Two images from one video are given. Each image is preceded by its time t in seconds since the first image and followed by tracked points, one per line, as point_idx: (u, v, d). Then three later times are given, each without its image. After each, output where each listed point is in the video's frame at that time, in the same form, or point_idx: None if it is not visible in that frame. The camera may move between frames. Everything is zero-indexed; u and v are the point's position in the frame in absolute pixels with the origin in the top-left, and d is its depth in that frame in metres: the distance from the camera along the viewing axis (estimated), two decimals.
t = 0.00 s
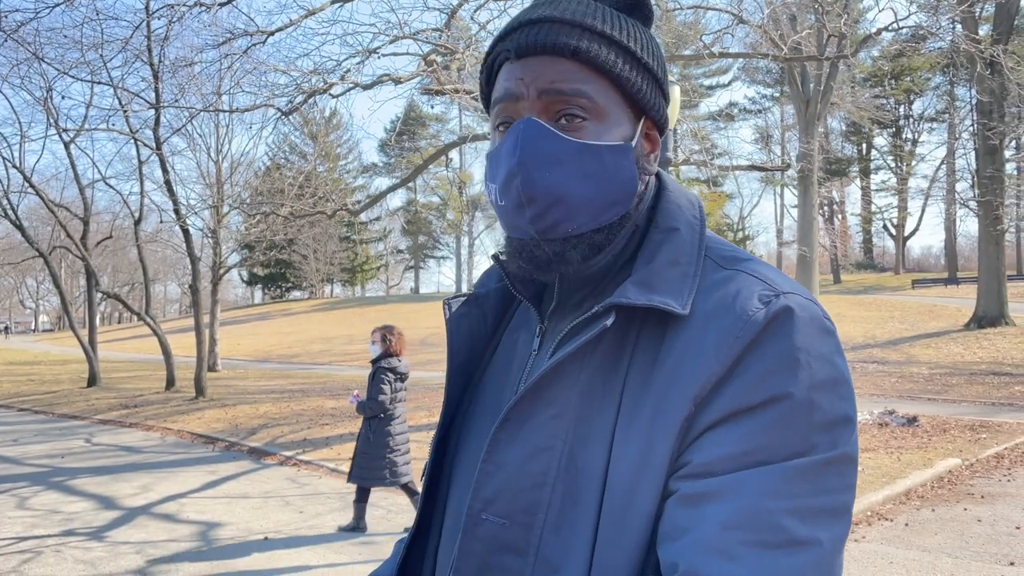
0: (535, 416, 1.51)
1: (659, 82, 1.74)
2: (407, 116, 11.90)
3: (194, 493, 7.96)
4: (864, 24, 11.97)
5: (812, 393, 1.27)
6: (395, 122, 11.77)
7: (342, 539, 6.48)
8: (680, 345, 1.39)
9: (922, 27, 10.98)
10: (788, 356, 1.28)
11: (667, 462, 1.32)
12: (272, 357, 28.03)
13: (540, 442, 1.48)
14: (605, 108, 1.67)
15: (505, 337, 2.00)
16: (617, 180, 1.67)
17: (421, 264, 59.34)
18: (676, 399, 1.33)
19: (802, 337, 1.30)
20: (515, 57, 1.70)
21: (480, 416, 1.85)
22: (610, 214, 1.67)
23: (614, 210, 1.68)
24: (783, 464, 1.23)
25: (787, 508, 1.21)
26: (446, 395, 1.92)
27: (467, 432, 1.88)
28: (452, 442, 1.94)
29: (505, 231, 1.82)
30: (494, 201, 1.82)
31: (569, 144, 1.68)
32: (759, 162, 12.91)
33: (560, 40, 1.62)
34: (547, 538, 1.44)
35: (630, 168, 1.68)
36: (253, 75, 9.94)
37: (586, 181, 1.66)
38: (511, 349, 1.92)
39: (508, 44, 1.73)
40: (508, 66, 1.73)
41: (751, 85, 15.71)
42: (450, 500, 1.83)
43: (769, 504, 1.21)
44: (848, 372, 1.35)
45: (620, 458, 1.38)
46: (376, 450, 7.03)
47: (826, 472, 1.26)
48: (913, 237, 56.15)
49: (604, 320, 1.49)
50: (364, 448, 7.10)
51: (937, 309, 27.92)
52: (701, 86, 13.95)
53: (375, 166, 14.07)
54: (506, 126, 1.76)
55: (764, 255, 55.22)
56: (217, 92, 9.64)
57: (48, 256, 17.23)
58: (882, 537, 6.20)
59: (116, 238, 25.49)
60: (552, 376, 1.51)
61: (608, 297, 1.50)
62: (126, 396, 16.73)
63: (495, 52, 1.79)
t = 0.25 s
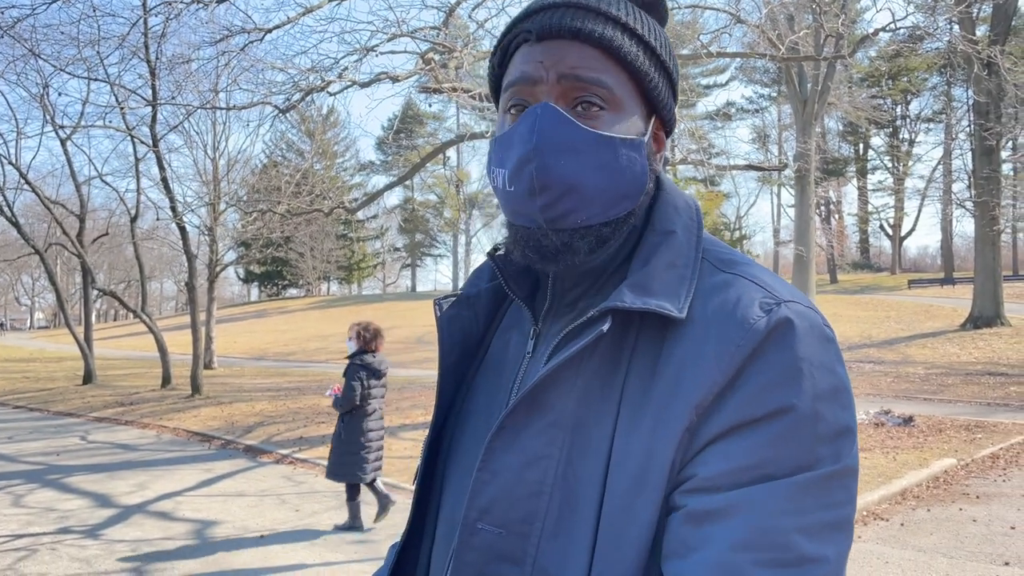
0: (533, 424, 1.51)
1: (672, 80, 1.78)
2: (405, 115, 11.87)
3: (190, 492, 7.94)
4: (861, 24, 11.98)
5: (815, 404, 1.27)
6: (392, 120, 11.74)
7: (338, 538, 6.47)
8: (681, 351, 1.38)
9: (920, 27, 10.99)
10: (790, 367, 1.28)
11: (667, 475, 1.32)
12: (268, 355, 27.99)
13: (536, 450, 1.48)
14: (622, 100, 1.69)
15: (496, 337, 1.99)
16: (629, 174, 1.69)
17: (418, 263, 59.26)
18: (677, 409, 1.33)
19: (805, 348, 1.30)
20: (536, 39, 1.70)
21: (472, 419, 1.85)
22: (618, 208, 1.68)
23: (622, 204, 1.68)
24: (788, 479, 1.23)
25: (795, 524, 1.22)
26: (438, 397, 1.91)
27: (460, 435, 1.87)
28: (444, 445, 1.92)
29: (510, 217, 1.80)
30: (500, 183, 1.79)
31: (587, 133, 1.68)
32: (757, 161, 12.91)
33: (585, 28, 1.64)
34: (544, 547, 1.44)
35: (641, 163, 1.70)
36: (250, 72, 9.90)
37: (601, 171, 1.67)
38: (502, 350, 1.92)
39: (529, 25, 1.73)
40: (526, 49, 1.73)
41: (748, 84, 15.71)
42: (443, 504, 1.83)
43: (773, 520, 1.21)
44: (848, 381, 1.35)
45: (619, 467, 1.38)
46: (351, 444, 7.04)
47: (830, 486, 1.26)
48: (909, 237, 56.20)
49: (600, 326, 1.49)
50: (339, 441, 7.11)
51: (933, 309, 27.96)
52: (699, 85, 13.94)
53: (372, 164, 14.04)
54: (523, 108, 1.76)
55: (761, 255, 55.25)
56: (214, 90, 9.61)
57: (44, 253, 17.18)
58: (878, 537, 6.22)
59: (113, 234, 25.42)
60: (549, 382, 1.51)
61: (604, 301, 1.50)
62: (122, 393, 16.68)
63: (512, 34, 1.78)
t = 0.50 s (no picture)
0: (529, 432, 1.51)
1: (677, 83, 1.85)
2: (402, 113, 11.86)
3: (185, 491, 7.93)
4: (858, 25, 11.99)
5: (817, 417, 1.28)
6: (390, 119, 11.72)
7: (334, 537, 6.47)
8: (680, 360, 1.38)
9: (916, 29, 11.01)
10: (791, 377, 1.29)
11: (668, 486, 1.33)
12: (264, 354, 27.95)
13: (531, 459, 1.49)
14: (642, 98, 1.72)
15: (484, 338, 1.99)
16: (650, 173, 1.69)
17: (414, 262, 59.23)
18: (677, 419, 1.34)
19: (805, 357, 1.31)
20: (558, 33, 1.70)
21: (461, 422, 1.84)
22: (639, 209, 1.66)
23: (642, 204, 1.66)
24: (790, 493, 1.25)
25: (800, 539, 1.23)
26: (425, 401, 1.91)
27: (448, 439, 1.87)
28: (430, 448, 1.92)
29: (527, 215, 1.73)
30: (515, 181, 1.73)
31: (614, 131, 1.66)
32: (754, 162, 12.91)
33: (612, 25, 1.66)
34: (540, 555, 1.45)
35: (660, 162, 1.72)
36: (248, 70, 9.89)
37: (627, 169, 1.65)
38: (489, 352, 1.92)
39: (550, 18, 1.72)
40: (545, 42, 1.73)
41: (745, 85, 15.72)
42: (433, 509, 1.82)
43: (777, 535, 1.23)
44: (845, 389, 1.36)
45: (618, 477, 1.39)
46: (336, 445, 7.11)
47: (830, 497, 1.27)
48: (905, 238, 56.31)
49: (592, 333, 1.47)
50: (325, 443, 7.18)
51: (929, 310, 28.04)
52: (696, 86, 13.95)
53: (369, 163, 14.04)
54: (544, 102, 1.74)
55: (757, 255, 55.33)
56: (210, 88, 9.59)
57: (39, 250, 17.13)
58: (873, 538, 6.24)
59: (108, 233, 25.35)
60: (545, 389, 1.50)
61: (598, 307, 1.49)
62: (117, 392, 16.64)
63: (526, 28, 1.77)
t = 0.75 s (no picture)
0: (536, 440, 1.48)
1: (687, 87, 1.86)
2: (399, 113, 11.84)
3: (179, 491, 7.89)
4: (856, 27, 11.98)
5: (829, 428, 1.28)
6: (387, 119, 11.67)
7: (329, 539, 6.44)
8: (691, 368, 1.37)
9: (914, 31, 11.01)
10: (804, 388, 1.29)
11: (679, 498, 1.33)
12: (261, 353, 27.89)
13: (538, 467, 1.46)
14: (659, 100, 1.72)
15: (482, 341, 1.97)
16: (665, 176, 1.66)
17: (412, 262, 59.17)
18: (690, 430, 1.33)
19: (818, 369, 1.30)
20: (577, 31, 1.69)
21: (459, 428, 1.82)
22: (653, 213, 1.62)
23: (657, 209, 1.63)
24: (804, 505, 1.25)
25: (814, 552, 1.23)
26: (420, 404, 1.88)
27: (444, 445, 1.84)
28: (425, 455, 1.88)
29: (538, 217, 1.67)
30: (529, 181, 1.68)
31: (634, 131, 1.64)
32: (751, 163, 12.90)
33: (633, 24, 1.67)
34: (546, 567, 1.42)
35: (673, 167, 1.70)
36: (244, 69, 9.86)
37: (645, 171, 1.63)
38: (487, 355, 1.90)
39: (568, 15, 1.71)
40: (562, 38, 1.71)
41: (743, 86, 15.69)
42: (428, 514, 1.79)
43: (793, 547, 1.23)
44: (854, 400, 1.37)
45: (627, 488, 1.37)
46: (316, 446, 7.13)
47: (842, 510, 1.28)
48: (902, 239, 56.40)
49: (603, 339, 1.45)
50: (306, 442, 7.18)
51: (925, 312, 28.07)
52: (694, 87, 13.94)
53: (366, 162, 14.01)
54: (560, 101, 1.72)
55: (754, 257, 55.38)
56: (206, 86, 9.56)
57: (34, 249, 17.06)
58: (870, 541, 6.23)
59: (104, 231, 25.28)
60: (551, 397, 1.48)
61: (607, 311, 1.47)
62: (112, 391, 16.57)
63: (542, 24, 1.75)
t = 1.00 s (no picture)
0: (537, 444, 1.47)
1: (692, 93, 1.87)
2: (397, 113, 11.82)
3: (175, 492, 7.87)
4: (854, 29, 11.98)
5: (832, 435, 1.30)
6: (385, 119, 11.63)
7: (324, 540, 6.43)
8: (695, 374, 1.38)
9: (913, 33, 11.01)
10: (809, 397, 1.30)
11: (683, 504, 1.33)
12: (257, 353, 27.86)
13: (540, 472, 1.45)
14: (667, 105, 1.73)
15: (476, 343, 1.96)
16: (670, 183, 1.66)
17: (409, 262, 59.12)
18: (697, 434, 1.33)
19: (821, 378, 1.32)
20: (590, 32, 1.68)
21: (453, 430, 1.80)
22: (659, 218, 1.61)
23: (663, 214, 1.62)
24: (807, 513, 1.27)
25: (818, 561, 1.25)
26: (414, 405, 1.87)
27: (436, 447, 1.83)
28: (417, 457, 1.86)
29: (544, 219, 1.66)
30: (536, 184, 1.67)
31: (644, 135, 1.64)
32: (749, 165, 12.89)
33: (645, 28, 1.67)
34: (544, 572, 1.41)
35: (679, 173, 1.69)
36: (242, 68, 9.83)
37: (652, 175, 1.63)
38: (481, 360, 1.89)
39: (580, 16, 1.71)
40: (573, 40, 1.71)
41: (741, 88, 15.69)
42: (417, 515, 1.78)
43: (798, 555, 1.25)
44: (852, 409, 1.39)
45: (630, 492, 1.37)
46: (303, 440, 7.36)
47: (842, 517, 1.30)
48: (899, 241, 56.44)
49: (608, 343, 1.44)
50: (289, 438, 7.36)
51: (922, 315, 28.11)
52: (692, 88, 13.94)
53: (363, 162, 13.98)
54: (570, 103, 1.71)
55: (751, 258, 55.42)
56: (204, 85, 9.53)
57: (31, 247, 17.02)
58: (866, 544, 6.23)
59: (101, 230, 25.23)
60: (553, 401, 1.47)
61: (611, 314, 1.46)
62: (108, 391, 16.52)
63: (551, 26, 1.75)
